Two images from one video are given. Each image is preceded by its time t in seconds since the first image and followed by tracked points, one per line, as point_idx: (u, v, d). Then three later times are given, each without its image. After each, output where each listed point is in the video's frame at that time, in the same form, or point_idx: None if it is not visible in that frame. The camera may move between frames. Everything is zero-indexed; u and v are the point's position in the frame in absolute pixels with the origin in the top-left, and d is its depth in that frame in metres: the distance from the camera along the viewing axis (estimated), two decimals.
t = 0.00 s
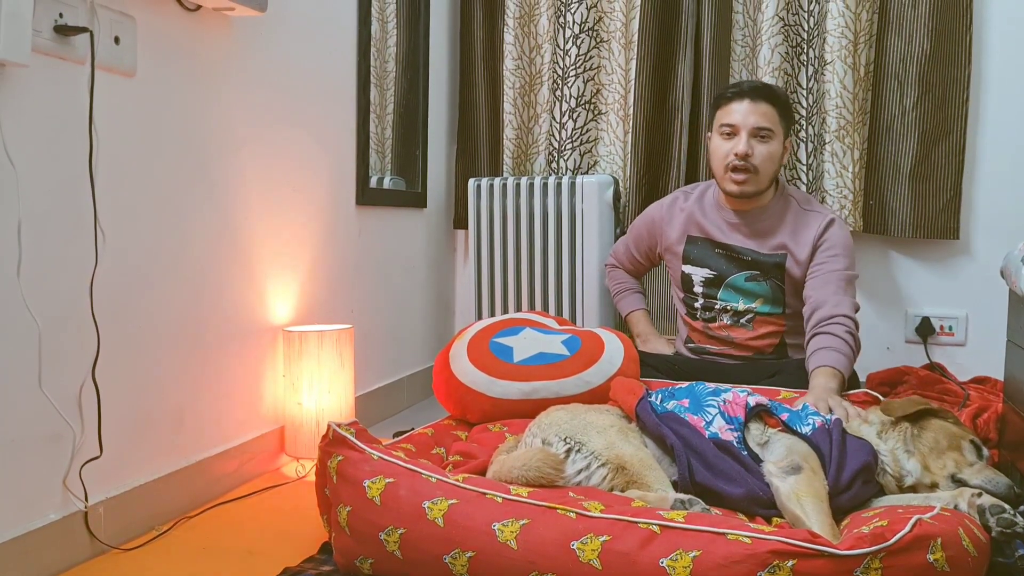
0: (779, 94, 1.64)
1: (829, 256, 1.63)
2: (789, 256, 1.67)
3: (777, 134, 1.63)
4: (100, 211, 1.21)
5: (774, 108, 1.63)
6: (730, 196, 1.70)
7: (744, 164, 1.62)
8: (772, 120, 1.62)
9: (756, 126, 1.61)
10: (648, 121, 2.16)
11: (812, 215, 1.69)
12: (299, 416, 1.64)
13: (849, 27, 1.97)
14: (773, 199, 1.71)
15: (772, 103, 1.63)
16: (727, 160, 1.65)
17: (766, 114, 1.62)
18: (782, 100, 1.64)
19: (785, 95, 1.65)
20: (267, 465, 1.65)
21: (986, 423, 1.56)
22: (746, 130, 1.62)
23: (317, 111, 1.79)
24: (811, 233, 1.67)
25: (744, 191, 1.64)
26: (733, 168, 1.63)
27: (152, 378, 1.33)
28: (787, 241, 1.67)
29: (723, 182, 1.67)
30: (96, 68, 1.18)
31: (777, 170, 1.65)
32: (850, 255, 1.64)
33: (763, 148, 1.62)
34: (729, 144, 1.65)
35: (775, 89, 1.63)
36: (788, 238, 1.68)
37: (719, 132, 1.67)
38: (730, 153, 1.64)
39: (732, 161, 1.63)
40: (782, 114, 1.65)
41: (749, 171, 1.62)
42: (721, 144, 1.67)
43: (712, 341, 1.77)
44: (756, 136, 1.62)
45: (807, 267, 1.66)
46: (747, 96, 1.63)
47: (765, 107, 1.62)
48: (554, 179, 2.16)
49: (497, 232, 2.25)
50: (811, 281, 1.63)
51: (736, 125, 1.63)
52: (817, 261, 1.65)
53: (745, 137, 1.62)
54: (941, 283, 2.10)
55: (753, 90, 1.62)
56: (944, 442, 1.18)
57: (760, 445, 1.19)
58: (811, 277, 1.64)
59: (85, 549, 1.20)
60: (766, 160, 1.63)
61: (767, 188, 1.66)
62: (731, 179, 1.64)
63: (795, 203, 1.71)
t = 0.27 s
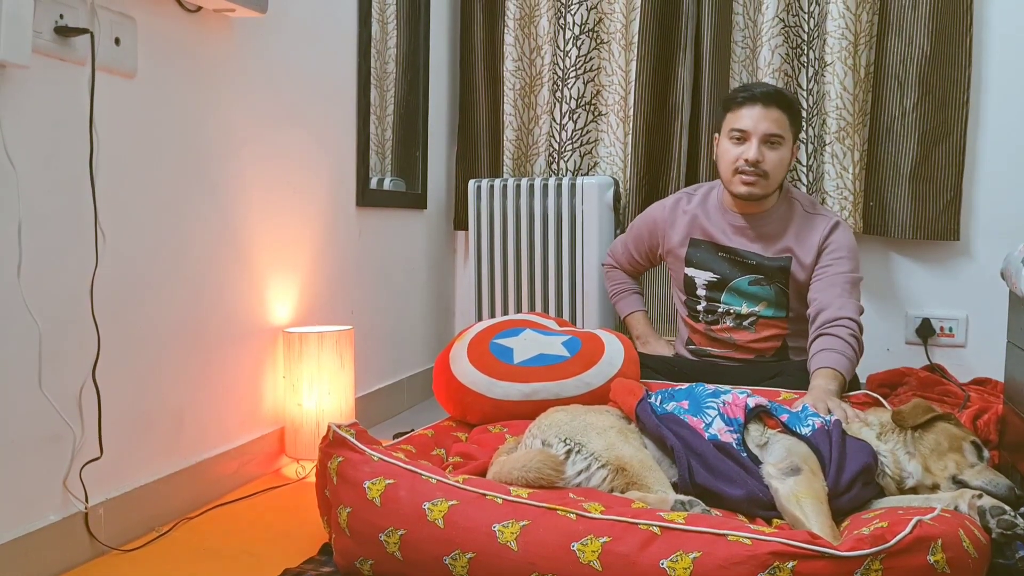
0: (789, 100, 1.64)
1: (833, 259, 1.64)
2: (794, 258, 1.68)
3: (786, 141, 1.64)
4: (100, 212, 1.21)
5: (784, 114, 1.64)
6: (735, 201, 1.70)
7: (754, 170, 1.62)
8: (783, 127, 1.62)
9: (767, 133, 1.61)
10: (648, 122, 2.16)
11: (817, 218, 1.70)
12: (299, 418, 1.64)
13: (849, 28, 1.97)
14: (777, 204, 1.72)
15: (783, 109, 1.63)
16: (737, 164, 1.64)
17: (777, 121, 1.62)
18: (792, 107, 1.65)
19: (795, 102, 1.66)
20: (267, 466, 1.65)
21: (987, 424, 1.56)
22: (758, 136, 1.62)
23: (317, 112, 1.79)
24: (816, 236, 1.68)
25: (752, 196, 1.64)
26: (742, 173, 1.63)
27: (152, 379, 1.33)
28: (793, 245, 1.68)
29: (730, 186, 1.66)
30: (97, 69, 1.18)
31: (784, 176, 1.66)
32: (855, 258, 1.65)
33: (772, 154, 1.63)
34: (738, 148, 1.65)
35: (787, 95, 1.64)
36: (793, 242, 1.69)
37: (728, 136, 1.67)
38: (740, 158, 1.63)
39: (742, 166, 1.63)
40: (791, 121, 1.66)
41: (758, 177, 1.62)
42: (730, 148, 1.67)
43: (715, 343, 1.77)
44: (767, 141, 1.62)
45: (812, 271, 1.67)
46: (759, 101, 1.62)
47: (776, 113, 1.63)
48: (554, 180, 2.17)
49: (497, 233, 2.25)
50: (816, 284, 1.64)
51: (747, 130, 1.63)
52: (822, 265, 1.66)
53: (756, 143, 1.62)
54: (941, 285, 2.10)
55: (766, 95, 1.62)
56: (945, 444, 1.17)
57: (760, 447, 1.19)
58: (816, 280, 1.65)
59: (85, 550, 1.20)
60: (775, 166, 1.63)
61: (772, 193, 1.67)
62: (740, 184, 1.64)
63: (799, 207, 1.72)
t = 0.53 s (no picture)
0: (794, 102, 1.65)
1: (835, 260, 1.64)
2: (795, 259, 1.68)
3: (790, 143, 1.64)
4: (100, 213, 1.21)
5: (789, 116, 1.64)
6: (738, 201, 1.70)
7: (757, 171, 1.62)
8: (787, 129, 1.63)
9: (771, 134, 1.62)
10: (648, 124, 2.16)
11: (820, 220, 1.70)
12: (299, 419, 1.64)
13: (849, 30, 1.97)
14: (779, 205, 1.72)
15: (787, 111, 1.63)
16: (740, 166, 1.64)
17: (781, 123, 1.62)
18: (796, 109, 1.65)
19: (799, 104, 1.66)
20: (268, 467, 1.65)
21: (987, 426, 1.56)
22: (762, 137, 1.62)
23: (317, 114, 1.79)
24: (818, 237, 1.68)
25: (754, 197, 1.65)
26: (745, 174, 1.63)
27: (152, 381, 1.33)
28: (794, 246, 1.69)
29: (733, 186, 1.67)
30: (97, 71, 1.18)
31: (787, 178, 1.67)
32: (856, 260, 1.65)
33: (776, 156, 1.63)
34: (742, 150, 1.65)
35: (792, 98, 1.64)
36: (795, 243, 1.69)
37: (732, 137, 1.67)
38: (744, 159, 1.63)
39: (744, 167, 1.63)
40: (796, 123, 1.66)
41: (761, 178, 1.62)
42: (734, 149, 1.67)
43: (715, 343, 1.76)
44: (770, 143, 1.62)
45: (813, 273, 1.68)
46: (764, 102, 1.62)
47: (781, 115, 1.63)
48: (555, 182, 2.17)
49: (497, 235, 2.25)
50: (817, 285, 1.64)
51: (750, 131, 1.63)
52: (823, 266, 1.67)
53: (760, 144, 1.62)
54: (941, 286, 2.10)
55: (771, 97, 1.62)
56: (945, 445, 1.17)
57: (760, 449, 1.19)
58: (817, 281, 1.65)
59: (85, 552, 1.20)
60: (778, 168, 1.63)
61: (775, 195, 1.67)
62: (743, 185, 1.64)
63: (801, 209, 1.72)
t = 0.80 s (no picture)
0: (792, 102, 1.65)
1: (839, 261, 1.64)
2: (798, 260, 1.68)
3: (786, 141, 1.64)
4: (100, 214, 1.21)
5: (785, 115, 1.64)
6: (739, 201, 1.71)
7: (751, 168, 1.62)
8: (783, 127, 1.63)
9: (765, 132, 1.62)
10: (648, 125, 2.16)
11: (822, 222, 1.70)
12: (299, 421, 1.64)
13: (849, 31, 1.97)
14: (782, 205, 1.72)
15: (783, 109, 1.64)
16: (735, 164, 1.65)
17: (777, 121, 1.63)
18: (794, 109, 1.65)
19: (797, 104, 1.66)
20: (267, 469, 1.64)
21: (987, 427, 1.56)
22: (756, 134, 1.63)
23: (318, 115, 1.79)
24: (821, 238, 1.68)
25: (749, 194, 1.65)
26: (740, 172, 1.63)
27: (152, 382, 1.33)
28: (796, 246, 1.69)
29: (730, 184, 1.67)
30: (97, 72, 1.18)
31: (784, 176, 1.66)
32: (859, 263, 1.64)
33: (771, 153, 1.63)
34: (738, 148, 1.66)
35: (788, 97, 1.64)
36: (797, 243, 1.69)
37: (729, 136, 1.68)
38: (739, 156, 1.64)
39: (739, 165, 1.63)
40: (794, 122, 1.66)
41: (754, 175, 1.62)
42: (730, 148, 1.68)
43: (716, 344, 1.76)
44: (765, 141, 1.63)
45: (816, 274, 1.67)
46: (759, 101, 1.64)
47: (776, 113, 1.63)
48: (554, 183, 2.17)
49: (497, 236, 2.25)
50: (820, 286, 1.63)
51: (745, 129, 1.64)
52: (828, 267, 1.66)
53: (754, 142, 1.62)
54: (941, 287, 2.10)
55: (765, 96, 1.63)
56: (945, 447, 1.17)
57: (760, 450, 1.19)
58: (821, 282, 1.64)
59: (85, 553, 1.20)
60: (773, 167, 1.63)
61: (773, 194, 1.67)
62: (738, 183, 1.64)
63: (804, 210, 1.72)
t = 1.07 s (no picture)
0: (791, 98, 1.66)
1: (840, 261, 1.64)
2: (798, 260, 1.68)
3: (782, 134, 1.64)
4: (100, 216, 1.21)
5: (782, 109, 1.65)
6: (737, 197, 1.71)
7: (745, 159, 1.63)
8: (779, 120, 1.64)
9: (761, 124, 1.63)
10: (647, 127, 2.16)
11: (823, 221, 1.70)
12: (299, 422, 1.64)
13: (849, 32, 1.97)
14: (782, 203, 1.72)
15: (780, 103, 1.65)
16: (732, 156, 1.66)
17: (773, 114, 1.64)
18: (792, 105, 1.66)
19: (795, 100, 1.67)
20: (267, 470, 1.64)
21: (986, 429, 1.56)
22: (751, 126, 1.64)
23: (318, 117, 1.79)
24: (821, 238, 1.67)
25: (743, 187, 1.64)
26: (735, 163, 1.64)
27: (152, 383, 1.33)
28: (796, 245, 1.68)
29: (726, 177, 1.68)
30: (97, 73, 1.18)
31: (780, 171, 1.65)
32: (859, 263, 1.64)
33: (766, 146, 1.63)
34: (736, 141, 1.67)
35: (786, 92, 1.66)
36: (798, 242, 1.69)
37: (728, 129, 1.69)
38: (735, 149, 1.66)
39: (734, 156, 1.65)
40: (792, 118, 1.67)
41: (748, 166, 1.62)
42: (728, 141, 1.69)
43: (716, 344, 1.76)
44: (762, 133, 1.64)
45: (815, 273, 1.67)
46: (758, 94, 1.65)
47: (773, 107, 1.65)
48: (554, 184, 2.17)
49: (497, 237, 2.25)
50: (821, 286, 1.63)
51: (743, 122, 1.65)
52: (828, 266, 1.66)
53: (750, 134, 1.64)
54: (940, 289, 2.11)
55: (764, 89, 1.65)
56: (945, 448, 1.17)
57: (760, 451, 1.19)
58: (821, 282, 1.64)
59: (84, 554, 1.20)
60: (769, 159, 1.63)
61: (770, 189, 1.66)
62: (733, 175, 1.65)
63: (804, 208, 1.72)
